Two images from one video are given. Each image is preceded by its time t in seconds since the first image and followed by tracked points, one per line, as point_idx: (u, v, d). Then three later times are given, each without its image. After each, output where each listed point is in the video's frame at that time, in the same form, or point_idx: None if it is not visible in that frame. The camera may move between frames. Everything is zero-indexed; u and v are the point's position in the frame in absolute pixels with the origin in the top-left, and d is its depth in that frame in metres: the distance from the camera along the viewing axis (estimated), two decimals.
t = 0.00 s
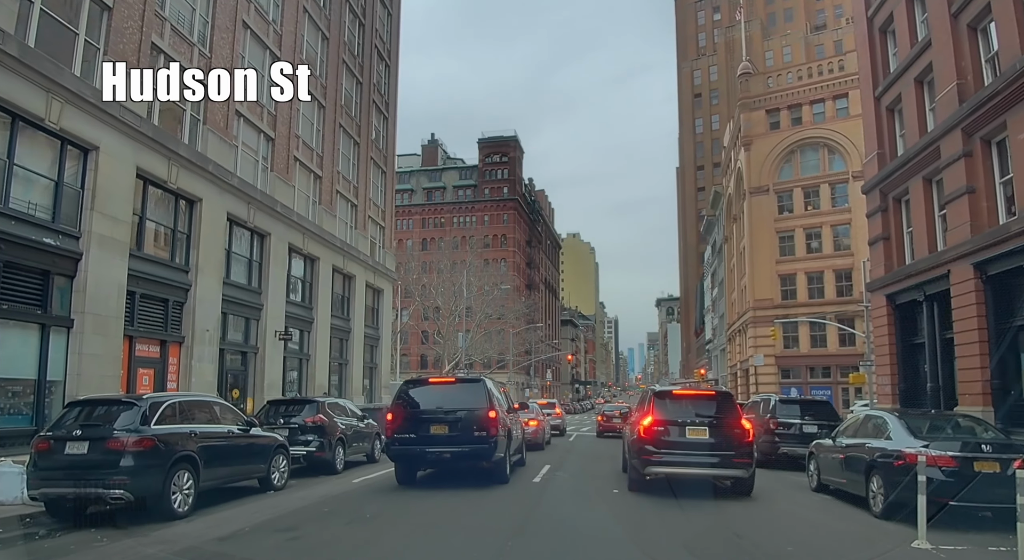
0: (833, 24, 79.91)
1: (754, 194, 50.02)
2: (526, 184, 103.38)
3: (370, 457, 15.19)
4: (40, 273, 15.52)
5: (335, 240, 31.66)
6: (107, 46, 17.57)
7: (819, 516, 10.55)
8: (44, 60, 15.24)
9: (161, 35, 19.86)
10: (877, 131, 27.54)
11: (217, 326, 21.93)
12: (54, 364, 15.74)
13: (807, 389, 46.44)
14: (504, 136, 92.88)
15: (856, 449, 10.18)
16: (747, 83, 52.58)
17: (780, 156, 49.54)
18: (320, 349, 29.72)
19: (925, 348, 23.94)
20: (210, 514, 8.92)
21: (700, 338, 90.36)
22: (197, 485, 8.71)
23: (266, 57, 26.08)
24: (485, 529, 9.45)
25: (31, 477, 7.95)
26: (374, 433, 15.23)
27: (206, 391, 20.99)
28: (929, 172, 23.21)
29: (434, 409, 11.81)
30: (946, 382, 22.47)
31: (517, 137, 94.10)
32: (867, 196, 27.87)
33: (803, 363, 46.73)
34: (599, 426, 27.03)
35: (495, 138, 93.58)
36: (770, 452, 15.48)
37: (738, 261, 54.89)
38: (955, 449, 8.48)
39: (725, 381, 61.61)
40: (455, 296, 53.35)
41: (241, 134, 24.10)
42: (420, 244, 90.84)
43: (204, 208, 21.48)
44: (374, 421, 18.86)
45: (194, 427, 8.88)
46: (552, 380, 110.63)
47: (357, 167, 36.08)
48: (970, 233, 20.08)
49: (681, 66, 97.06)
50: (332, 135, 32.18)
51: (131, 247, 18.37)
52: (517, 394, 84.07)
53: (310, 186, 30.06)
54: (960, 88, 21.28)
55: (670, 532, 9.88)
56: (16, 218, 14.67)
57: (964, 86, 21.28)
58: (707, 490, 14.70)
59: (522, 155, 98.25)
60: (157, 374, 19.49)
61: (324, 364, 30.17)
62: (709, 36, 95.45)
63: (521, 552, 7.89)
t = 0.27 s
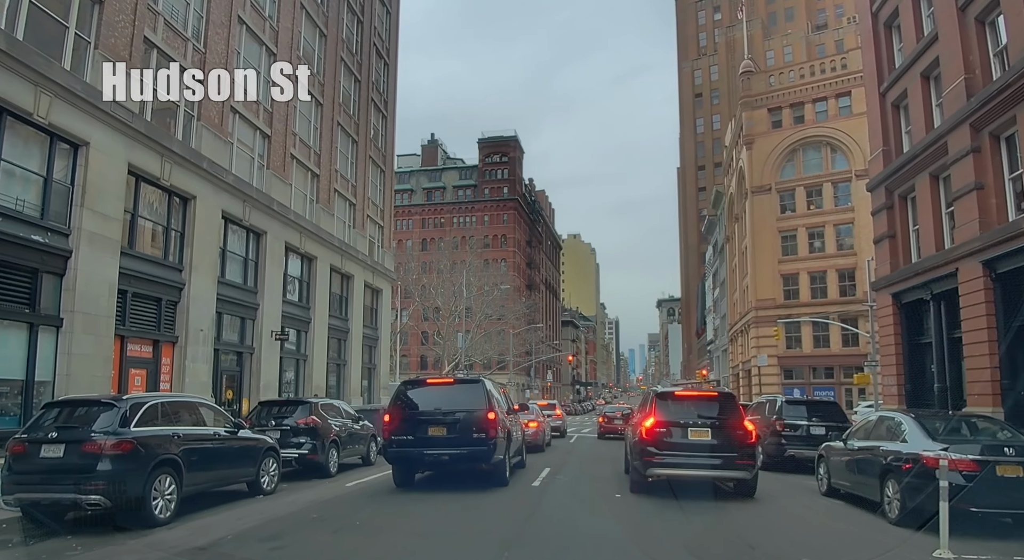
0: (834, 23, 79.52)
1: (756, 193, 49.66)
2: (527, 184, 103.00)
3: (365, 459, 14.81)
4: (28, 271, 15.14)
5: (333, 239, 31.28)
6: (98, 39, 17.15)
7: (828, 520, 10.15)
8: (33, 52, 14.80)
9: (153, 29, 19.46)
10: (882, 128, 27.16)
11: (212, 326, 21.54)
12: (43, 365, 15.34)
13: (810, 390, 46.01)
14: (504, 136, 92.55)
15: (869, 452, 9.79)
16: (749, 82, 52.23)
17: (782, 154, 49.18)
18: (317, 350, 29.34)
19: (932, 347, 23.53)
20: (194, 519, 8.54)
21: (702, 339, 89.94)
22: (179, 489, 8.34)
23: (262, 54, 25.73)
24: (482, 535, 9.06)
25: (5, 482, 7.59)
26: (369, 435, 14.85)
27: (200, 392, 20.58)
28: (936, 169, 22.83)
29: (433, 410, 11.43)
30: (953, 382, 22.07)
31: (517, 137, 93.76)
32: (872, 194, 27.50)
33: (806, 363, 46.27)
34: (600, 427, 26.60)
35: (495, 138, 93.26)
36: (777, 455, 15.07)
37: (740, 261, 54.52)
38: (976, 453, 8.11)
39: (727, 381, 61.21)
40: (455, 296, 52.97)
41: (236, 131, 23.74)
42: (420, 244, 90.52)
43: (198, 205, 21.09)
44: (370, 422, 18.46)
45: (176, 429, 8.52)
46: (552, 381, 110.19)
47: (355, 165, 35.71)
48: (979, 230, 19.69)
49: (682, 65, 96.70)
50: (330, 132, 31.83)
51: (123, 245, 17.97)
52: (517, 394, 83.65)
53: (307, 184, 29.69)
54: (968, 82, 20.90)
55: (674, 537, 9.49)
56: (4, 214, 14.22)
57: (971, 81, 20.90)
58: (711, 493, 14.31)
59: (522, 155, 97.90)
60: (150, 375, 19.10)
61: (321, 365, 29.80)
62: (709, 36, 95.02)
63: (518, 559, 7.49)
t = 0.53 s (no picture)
0: (838, 22, 79.05)
1: (760, 192, 49.25)
2: (529, 184, 102.64)
3: (362, 462, 14.45)
4: (18, 269, 14.77)
5: (332, 238, 30.93)
6: (91, 33, 16.74)
7: (842, 525, 9.74)
8: (23, 45, 14.39)
9: (149, 24, 19.08)
10: (890, 124, 26.75)
11: (208, 325, 21.20)
12: (34, 364, 14.97)
13: (816, 390, 45.54)
14: (506, 136, 92.20)
15: (887, 454, 9.37)
16: (753, 79, 51.82)
17: (786, 152, 48.75)
18: (317, 350, 29.01)
19: (942, 347, 23.12)
20: (180, 526, 8.17)
21: (706, 339, 89.43)
22: (164, 494, 7.98)
23: (260, 50, 25.38)
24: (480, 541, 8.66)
25: None
26: (366, 436, 14.50)
27: (196, 393, 20.21)
28: (945, 165, 22.42)
29: (432, 411, 11.05)
30: (964, 382, 21.65)
31: (519, 137, 93.41)
32: (879, 190, 27.10)
33: (811, 364, 45.80)
34: (603, 429, 26.16)
35: (497, 138, 92.92)
36: (786, 457, 14.66)
37: (744, 261, 54.08)
38: (1002, 456, 7.71)
39: (731, 382, 60.75)
40: (457, 296, 52.63)
41: (233, 128, 23.39)
42: (421, 245, 90.20)
43: (194, 203, 20.75)
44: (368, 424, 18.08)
45: (161, 431, 8.16)
46: (555, 381, 109.77)
47: (355, 164, 35.37)
48: (991, 226, 19.25)
49: (685, 64, 96.26)
50: (329, 130, 31.49)
51: (117, 243, 17.60)
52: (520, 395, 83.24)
53: (306, 182, 29.35)
54: (978, 76, 20.48)
55: (681, 542, 9.09)
56: None
57: (981, 74, 20.48)
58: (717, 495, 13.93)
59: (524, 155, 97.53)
60: (145, 375, 18.74)
61: (321, 365, 29.45)
62: (712, 35, 94.57)
63: None
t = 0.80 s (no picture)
0: (846, 19, 78.40)
1: (768, 190, 48.72)
2: (535, 183, 102.25)
3: (364, 463, 14.09)
4: (14, 267, 14.47)
5: (336, 237, 30.63)
6: (89, 27, 16.45)
7: (860, 530, 9.32)
8: (18, 39, 14.09)
9: (148, 19, 18.79)
10: (902, 119, 26.28)
11: (210, 325, 20.91)
12: (31, 365, 14.68)
13: (826, 390, 44.99)
14: (512, 135, 91.85)
15: (912, 457, 8.98)
16: (761, 76, 51.33)
17: (795, 149, 48.20)
18: (321, 350, 28.72)
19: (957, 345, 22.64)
20: (170, 531, 7.83)
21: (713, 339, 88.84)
22: (154, 498, 7.65)
23: (262, 46, 25.09)
24: (483, 546, 8.29)
25: None
26: (368, 437, 14.15)
27: (197, 394, 19.92)
28: (960, 159, 21.94)
29: (436, 412, 10.68)
30: (980, 381, 21.15)
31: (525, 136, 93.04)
32: (892, 186, 26.63)
33: (821, 363, 45.25)
34: (611, 430, 25.71)
35: (503, 138, 92.57)
36: (800, 458, 14.24)
37: (752, 259, 53.55)
38: None
39: (739, 382, 60.20)
40: (463, 296, 52.30)
41: (235, 125, 23.12)
42: (427, 245, 89.94)
43: (195, 201, 20.48)
44: (371, 425, 17.73)
45: (151, 432, 7.83)
46: (562, 382, 109.35)
47: (359, 162, 35.07)
48: (1008, 221, 18.76)
49: (691, 63, 95.70)
50: (333, 128, 31.20)
51: (115, 241, 17.32)
52: (526, 396, 82.84)
53: (309, 181, 29.06)
54: (994, 67, 19.97)
55: (693, 549, 8.69)
56: None
57: (997, 66, 19.98)
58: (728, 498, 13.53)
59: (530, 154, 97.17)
60: (145, 376, 18.44)
61: (325, 365, 29.16)
62: (719, 33, 93.98)
63: None
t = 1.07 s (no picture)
0: (860, 16, 77.46)
1: (783, 187, 48.09)
2: (546, 183, 101.82)
3: (372, 465, 13.78)
4: (17, 265, 14.29)
5: (346, 236, 30.38)
6: (93, 23, 16.28)
7: (888, 537, 8.89)
8: (20, 33, 13.92)
9: (154, 15, 18.60)
10: (922, 113, 25.69)
11: (217, 324, 20.69)
12: (35, 365, 14.49)
13: (842, 391, 44.31)
14: (522, 135, 91.48)
15: (947, 461, 8.55)
16: (774, 73, 50.73)
17: (810, 146, 47.53)
18: (330, 350, 28.49)
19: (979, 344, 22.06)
20: (166, 536, 7.54)
21: (726, 339, 87.97)
22: (149, 502, 7.36)
23: (270, 43, 24.88)
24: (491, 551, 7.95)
25: None
26: (376, 438, 13.83)
27: (204, 394, 19.69)
28: (982, 153, 21.36)
29: (447, 413, 10.33)
30: (1004, 382, 20.58)
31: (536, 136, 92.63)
32: (911, 182, 26.05)
33: (837, 363, 44.59)
34: (623, 431, 25.25)
35: (514, 137, 92.23)
36: (821, 461, 13.75)
37: (766, 258, 52.85)
38: None
39: (753, 383, 59.51)
40: (473, 296, 51.99)
41: (242, 123, 22.91)
42: (437, 245, 89.75)
43: (202, 198, 20.28)
44: (379, 426, 17.41)
45: (146, 434, 7.54)
46: (573, 382, 108.83)
47: (369, 161, 34.83)
48: None
49: (703, 61, 94.98)
50: (342, 126, 30.97)
51: (121, 239, 17.12)
52: (537, 396, 82.42)
53: (318, 179, 28.83)
54: (1018, 59, 19.38)
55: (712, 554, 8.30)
56: None
57: (1021, 57, 19.38)
58: (747, 502, 13.10)
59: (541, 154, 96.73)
60: (151, 376, 18.22)
61: (334, 366, 28.92)
62: (731, 31, 93.12)
63: None
